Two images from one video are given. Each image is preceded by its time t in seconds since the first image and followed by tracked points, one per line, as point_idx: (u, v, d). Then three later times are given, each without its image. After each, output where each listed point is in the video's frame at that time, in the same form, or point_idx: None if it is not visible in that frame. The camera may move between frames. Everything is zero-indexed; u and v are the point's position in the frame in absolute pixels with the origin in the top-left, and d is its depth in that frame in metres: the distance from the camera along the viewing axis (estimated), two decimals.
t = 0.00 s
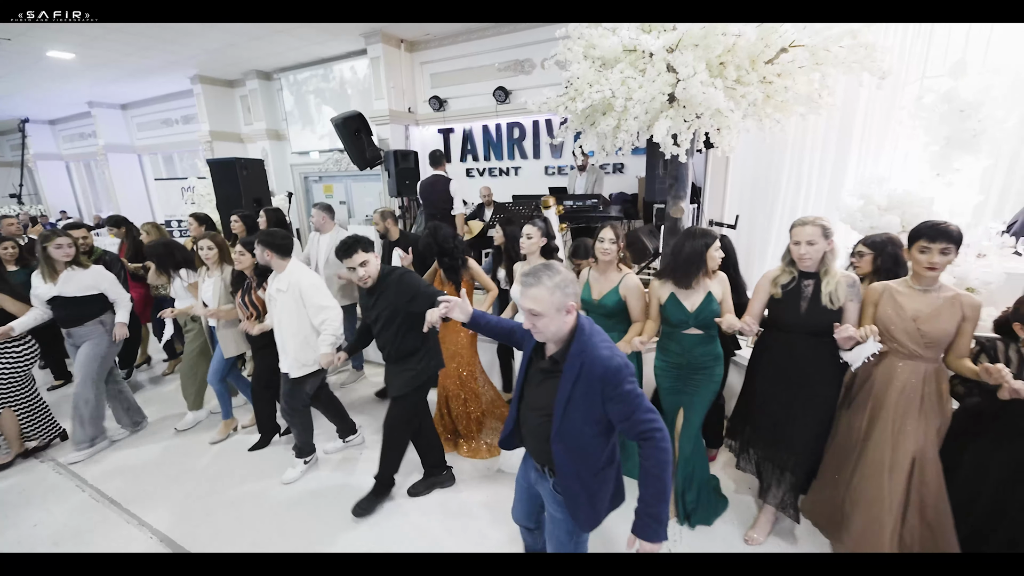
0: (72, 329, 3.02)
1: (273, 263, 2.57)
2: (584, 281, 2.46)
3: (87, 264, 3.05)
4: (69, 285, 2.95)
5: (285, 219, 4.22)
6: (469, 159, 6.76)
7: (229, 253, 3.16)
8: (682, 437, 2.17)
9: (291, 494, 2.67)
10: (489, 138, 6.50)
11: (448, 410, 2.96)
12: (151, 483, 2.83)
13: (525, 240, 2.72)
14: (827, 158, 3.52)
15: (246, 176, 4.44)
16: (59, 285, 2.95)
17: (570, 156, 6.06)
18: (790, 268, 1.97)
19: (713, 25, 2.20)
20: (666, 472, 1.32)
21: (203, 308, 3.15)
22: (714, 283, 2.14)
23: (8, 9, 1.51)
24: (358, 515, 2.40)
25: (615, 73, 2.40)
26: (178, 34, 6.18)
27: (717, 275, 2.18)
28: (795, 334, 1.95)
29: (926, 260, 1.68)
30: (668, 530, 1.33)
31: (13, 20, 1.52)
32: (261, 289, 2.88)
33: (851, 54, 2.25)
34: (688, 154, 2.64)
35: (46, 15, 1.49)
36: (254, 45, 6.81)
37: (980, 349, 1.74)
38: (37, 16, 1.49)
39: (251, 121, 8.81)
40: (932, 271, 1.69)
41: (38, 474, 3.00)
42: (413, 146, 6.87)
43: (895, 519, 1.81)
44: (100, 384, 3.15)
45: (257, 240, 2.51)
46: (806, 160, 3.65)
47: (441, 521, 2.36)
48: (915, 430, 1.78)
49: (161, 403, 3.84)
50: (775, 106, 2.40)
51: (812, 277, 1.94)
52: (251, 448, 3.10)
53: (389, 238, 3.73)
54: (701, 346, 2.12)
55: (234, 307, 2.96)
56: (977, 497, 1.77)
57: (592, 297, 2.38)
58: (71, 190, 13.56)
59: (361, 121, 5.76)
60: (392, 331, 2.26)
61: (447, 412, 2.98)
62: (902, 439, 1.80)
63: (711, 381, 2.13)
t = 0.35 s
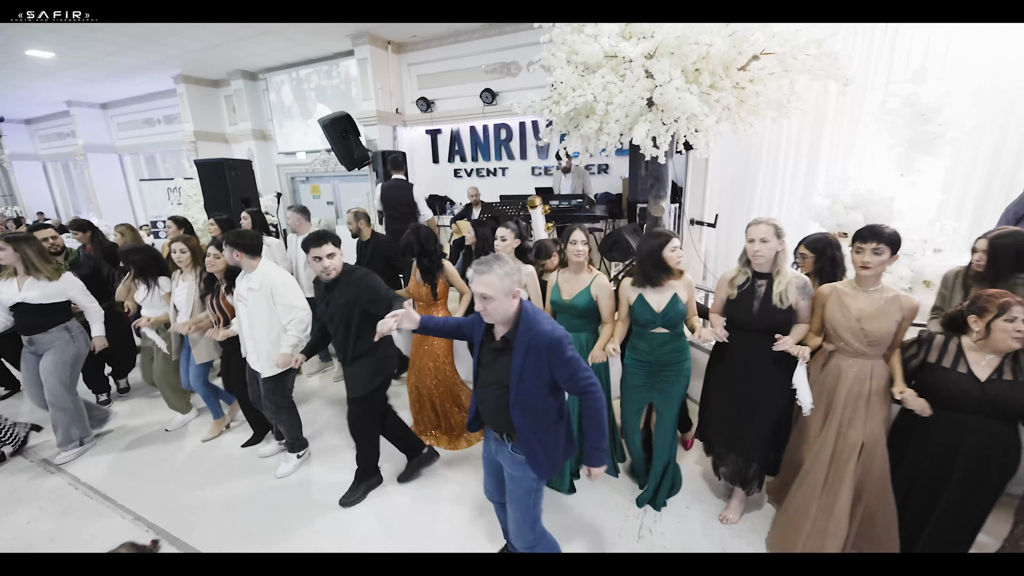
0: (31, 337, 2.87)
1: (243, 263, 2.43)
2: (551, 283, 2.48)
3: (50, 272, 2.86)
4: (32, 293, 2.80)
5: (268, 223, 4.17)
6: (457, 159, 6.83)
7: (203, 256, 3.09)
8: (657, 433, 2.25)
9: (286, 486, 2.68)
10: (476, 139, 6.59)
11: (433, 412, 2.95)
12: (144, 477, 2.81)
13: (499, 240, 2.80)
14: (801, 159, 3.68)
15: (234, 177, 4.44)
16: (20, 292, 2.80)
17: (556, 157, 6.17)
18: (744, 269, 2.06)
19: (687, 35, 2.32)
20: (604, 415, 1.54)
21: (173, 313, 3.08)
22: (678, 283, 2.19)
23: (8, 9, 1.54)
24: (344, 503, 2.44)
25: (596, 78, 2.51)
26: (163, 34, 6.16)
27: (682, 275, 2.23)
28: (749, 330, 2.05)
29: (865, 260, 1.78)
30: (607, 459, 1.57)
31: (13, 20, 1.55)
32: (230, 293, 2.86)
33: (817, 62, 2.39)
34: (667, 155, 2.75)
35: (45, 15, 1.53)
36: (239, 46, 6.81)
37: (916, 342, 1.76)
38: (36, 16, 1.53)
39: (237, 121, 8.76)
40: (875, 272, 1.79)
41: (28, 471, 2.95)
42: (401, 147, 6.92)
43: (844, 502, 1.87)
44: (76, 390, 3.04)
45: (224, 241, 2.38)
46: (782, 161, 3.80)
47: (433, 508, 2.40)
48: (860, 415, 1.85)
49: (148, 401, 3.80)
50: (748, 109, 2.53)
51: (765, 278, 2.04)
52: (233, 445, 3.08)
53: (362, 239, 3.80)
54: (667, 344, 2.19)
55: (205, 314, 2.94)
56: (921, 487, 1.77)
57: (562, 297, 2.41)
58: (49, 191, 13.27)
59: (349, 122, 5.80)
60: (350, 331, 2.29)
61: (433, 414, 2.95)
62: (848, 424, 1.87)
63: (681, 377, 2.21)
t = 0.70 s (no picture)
0: (6, 339, 2.78)
1: (222, 260, 2.46)
2: (531, 275, 2.57)
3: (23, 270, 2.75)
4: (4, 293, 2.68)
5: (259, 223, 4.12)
6: (446, 160, 6.90)
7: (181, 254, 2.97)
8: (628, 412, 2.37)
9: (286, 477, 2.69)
10: (465, 140, 6.67)
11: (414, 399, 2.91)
12: (142, 473, 2.81)
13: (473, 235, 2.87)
14: (777, 160, 3.82)
15: (223, 177, 4.45)
16: None
17: (543, 158, 6.29)
18: (704, 259, 2.17)
19: (664, 44, 2.42)
20: (574, 384, 1.68)
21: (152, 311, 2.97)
22: (642, 278, 2.28)
23: (8, 9, 1.53)
24: (337, 496, 2.43)
25: (580, 83, 2.62)
26: (148, 34, 6.12)
27: (648, 266, 2.32)
28: (712, 319, 2.14)
29: (817, 251, 1.88)
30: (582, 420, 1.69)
31: (13, 21, 1.55)
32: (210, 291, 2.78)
33: (787, 69, 2.54)
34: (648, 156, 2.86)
35: (46, 15, 1.52)
36: (226, 47, 6.80)
37: (858, 331, 1.86)
38: (37, 16, 1.51)
39: (222, 121, 8.71)
40: (824, 262, 1.91)
41: (21, 473, 2.92)
42: (390, 148, 6.96)
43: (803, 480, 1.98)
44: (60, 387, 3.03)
45: (206, 238, 2.42)
46: (760, 160, 3.87)
47: (432, 498, 2.45)
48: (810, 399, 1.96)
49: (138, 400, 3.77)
50: (725, 113, 2.66)
51: (723, 268, 2.15)
52: (216, 442, 3.05)
53: (344, 235, 3.83)
54: (634, 335, 2.28)
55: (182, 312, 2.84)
56: (866, 465, 1.89)
57: (543, 290, 2.50)
58: (27, 192, 12.98)
59: (338, 123, 5.83)
60: (311, 324, 2.25)
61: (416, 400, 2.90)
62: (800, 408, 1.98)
63: (647, 366, 2.30)
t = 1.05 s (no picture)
0: None
1: (203, 261, 2.49)
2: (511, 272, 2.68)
3: None
4: None
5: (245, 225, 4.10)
6: (432, 161, 6.97)
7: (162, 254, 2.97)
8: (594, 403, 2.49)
9: (280, 469, 2.72)
10: (451, 141, 6.74)
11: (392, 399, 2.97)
12: (136, 468, 2.81)
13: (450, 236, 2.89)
14: (751, 160, 3.97)
15: (210, 178, 4.46)
16: None
17: (529, 160, 6.40)
18: (663, 257, 2.31)
19: (640, 52, 2.55)
20: (549, 370, 1.81)
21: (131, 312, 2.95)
22: (607, 275, 2.39)
23: (8, 9, 1.58)
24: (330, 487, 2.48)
25: (562, 88, 2.74)
26: (130, 33, 6.07)
27: (611, 264, 2.43)
28: (671, 313, 2.28)
29: (766, 249, 2.02)
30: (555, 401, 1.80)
31: (13, 20, 1.59)
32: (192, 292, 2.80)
33: (755, 76, 2.71)
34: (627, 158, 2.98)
35: (46, 16, 1.56)
36: (209, 47, 6.77)
37: (796, 322, 2.04)
38: (37, 16, 1.56)
39: (205, 122, 8.63)
40: (772, 260, 2.05)
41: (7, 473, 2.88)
42: (376, 149, 7.00)
43: (755, 461, 2.11)
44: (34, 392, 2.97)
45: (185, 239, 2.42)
46: (735, 160, 4.02)
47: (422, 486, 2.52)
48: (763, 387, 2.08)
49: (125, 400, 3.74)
50: (699, 117, 2.81)
51: (680, 265, 2.29)
52: (203, 440, 3.04)
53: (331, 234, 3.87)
54: (600, 328, 2.40)
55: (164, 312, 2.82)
56: (812, 449, 2.02)
57: (521, 286, 2.62)
58: None
59: (324, 124, 5.87)
60: (284, 326, 2.28)
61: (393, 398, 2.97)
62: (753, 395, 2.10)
63: (612, 356, 2.42)
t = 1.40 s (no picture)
0: None
1: (192, 260, 2.54)
2: (497, 267, 2.79)
3: None
4: None
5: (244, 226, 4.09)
6: (420, 161, 7.02)
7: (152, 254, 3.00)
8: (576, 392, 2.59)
9: (274, 464, 2.76)
10: (438, 142, 6.80)
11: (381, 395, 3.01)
12: (129, 465, 2.82)
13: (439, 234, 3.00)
14: (730, 160, 4.11)
15: (197, 179, 4.46)
16: None
17: (515, 161, 6.50)
18: (640, 251, 2.43)
19: (619, 60, 2.67)
20: (545, 354, 1.92)
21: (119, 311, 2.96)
22: (587, 267, 2.51)
23: (8, 9, 1.63)
24: (285, 492, 2.44)
25: (546, 93, 2.85)
26: (113, 34, 6.02)
27: (593, 259, 2.55)
28: (648, 304, 2.41)
29: (729, 240, 2.19)
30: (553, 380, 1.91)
31: (13, 20, 1.64)
32: (183, 290, 2.82)
33: (729, 81, 2.85)
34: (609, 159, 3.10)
35: (46, 16, 1.62)
36: (192, 48, 6.73)
37: (764, 308, 2.18)
38: (37, 16, 1.61)
39: (189, 122, 8.56)
40: (735, 250, 2.22)
41: None
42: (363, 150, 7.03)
43: (723, 441, 2.25)
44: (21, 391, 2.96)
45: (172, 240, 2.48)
46: (714, 161, 4.18)
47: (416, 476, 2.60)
48: (733, 373, 2.22)
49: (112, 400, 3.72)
50: (677, 120, 2.94)
51: (656, 259, 2.41)
52: (197, 438, 3.05)
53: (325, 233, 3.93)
54: (582, 318, 2.51)
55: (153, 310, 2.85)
56: (776, 429, 2.16)
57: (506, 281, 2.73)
58: None
59: (310, 125, 5.91)
60: (277, 322, 2.33)
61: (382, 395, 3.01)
62: (724, 382, 2.24)
63: (594, 344, 2.54)
